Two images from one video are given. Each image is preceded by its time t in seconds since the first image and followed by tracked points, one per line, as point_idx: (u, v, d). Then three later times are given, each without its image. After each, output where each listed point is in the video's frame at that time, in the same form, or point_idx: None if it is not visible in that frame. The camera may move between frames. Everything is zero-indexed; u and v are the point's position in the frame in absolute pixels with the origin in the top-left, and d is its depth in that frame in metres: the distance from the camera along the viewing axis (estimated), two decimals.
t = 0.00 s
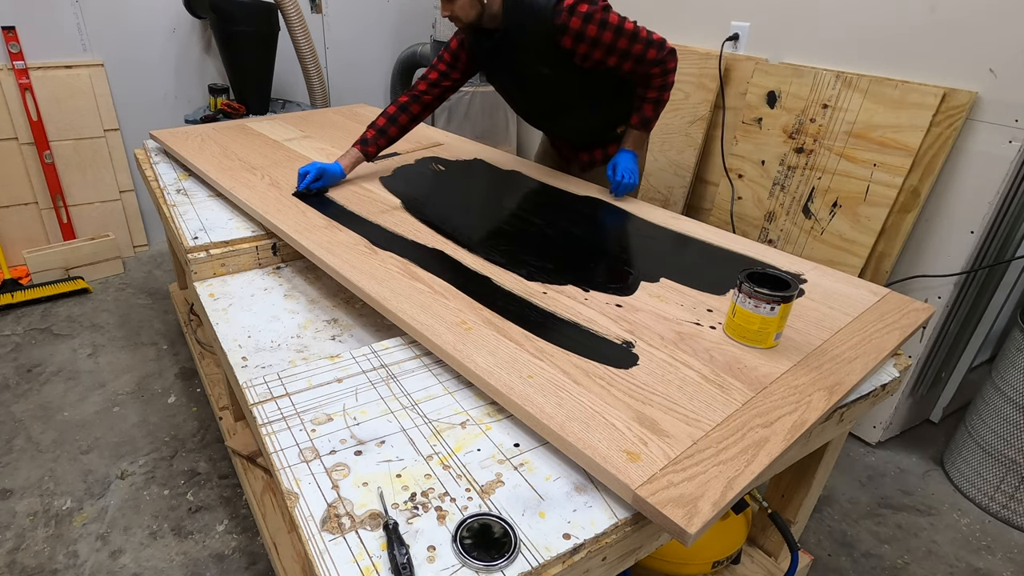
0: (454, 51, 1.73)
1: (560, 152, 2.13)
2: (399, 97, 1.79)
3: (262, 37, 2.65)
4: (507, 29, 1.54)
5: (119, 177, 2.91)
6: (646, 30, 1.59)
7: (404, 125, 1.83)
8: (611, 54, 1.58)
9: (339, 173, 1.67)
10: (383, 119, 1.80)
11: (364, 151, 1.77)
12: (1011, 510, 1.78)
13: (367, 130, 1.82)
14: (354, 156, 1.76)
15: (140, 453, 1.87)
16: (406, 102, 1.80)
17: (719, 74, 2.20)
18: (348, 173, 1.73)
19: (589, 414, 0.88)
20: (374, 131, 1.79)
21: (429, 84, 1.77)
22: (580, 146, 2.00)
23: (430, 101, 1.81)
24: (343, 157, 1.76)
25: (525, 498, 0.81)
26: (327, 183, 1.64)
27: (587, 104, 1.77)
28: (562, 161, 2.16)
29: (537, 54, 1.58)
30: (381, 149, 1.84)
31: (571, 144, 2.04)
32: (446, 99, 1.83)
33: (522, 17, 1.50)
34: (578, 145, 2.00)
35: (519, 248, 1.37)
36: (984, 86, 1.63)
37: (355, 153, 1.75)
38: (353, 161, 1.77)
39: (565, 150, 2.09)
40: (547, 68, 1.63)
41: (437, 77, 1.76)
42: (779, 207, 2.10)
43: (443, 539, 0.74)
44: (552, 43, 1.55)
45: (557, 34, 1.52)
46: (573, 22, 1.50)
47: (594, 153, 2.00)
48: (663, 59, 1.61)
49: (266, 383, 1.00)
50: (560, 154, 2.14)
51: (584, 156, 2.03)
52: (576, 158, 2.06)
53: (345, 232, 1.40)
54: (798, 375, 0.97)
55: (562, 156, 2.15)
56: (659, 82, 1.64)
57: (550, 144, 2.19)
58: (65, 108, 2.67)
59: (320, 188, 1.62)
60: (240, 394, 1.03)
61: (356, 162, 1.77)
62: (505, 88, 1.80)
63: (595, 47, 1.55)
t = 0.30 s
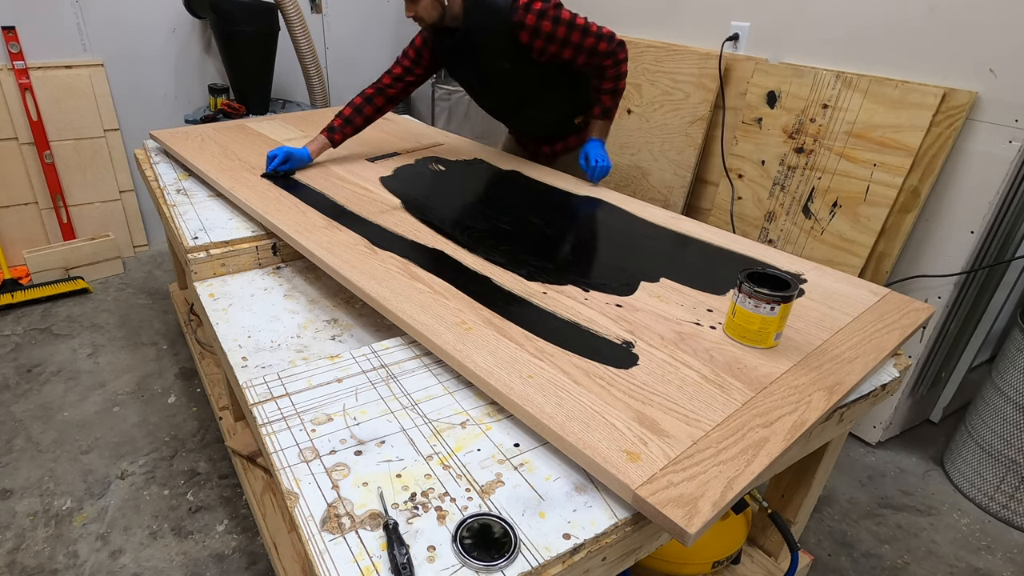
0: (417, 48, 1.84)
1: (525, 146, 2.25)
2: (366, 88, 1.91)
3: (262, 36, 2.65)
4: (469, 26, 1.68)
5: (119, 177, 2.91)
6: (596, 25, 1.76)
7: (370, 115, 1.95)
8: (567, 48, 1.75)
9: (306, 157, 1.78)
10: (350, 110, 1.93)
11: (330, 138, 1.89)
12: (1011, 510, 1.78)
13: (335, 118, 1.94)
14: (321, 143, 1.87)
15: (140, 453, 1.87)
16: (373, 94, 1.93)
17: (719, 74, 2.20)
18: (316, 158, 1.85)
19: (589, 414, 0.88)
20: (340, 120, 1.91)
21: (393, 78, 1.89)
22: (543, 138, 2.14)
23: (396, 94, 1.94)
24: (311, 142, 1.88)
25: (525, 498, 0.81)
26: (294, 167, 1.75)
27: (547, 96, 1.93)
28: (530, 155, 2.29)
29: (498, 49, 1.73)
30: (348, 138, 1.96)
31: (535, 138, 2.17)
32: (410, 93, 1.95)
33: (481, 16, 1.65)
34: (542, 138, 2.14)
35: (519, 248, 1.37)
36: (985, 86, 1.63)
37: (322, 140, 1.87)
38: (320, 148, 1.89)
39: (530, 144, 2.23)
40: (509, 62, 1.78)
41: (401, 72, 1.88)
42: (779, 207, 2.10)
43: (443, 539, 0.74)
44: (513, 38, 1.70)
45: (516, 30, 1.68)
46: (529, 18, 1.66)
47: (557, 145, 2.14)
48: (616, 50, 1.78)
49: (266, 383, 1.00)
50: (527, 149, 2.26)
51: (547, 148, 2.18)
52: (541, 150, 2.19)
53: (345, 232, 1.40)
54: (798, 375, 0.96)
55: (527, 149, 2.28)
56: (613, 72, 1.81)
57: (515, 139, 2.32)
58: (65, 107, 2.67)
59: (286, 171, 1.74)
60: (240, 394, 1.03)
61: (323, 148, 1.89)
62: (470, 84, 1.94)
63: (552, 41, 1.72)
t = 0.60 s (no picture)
0: (375, 46, 1.92)
1: (489, 131, 2.36)
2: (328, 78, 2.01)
3: (262, 36, 2.65)
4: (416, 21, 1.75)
5: (119, 177, 2.91)
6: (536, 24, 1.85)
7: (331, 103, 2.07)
8: (509, 45, 1.83)
9: (266, 138, 1.95)
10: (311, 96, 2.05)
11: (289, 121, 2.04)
12: (1011, 510, 1.78)
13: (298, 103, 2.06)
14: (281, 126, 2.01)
15: (140, 453, 1.87)
16: (333, 84, 2.02)
17: (719, 74, 2.20)
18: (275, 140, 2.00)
19: (589, 413, 0.88)
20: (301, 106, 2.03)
21: (352, 72, 1.98)
22: (505, 122, 2.24)
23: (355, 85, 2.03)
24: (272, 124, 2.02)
25: (525, 498, 0.81)
26: (253, 147, 1.92)
27: (497, 86, 2.02)
28: (495, 141, 2.39)
29: (445, 43, 1.80)
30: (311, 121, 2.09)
31: (498, 122, 2.27)
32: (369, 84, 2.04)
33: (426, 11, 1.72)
34: (503, 121, 2.24)
35: (518, 248, 1.37)
36: (984, 86, 1.63)
37: (282, 124, 2.00)
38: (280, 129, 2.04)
39: (495, 129, 2.32)
40: (457, 55, 1.85)
41: (360, 66, 1.97)
42: (779, 207, 2.10)
43: (442, 539, 0.74)
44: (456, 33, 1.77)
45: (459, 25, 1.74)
46: (472, 13, 1.73)
47: (520, 127, 2.24)
48: (553, 49, 1.88)
49: (266, 383, 1.00)
50: (491, 135, 2.37)
51: (510, 132, 2.27)
52: (505, 134, 2.29)
53: (345, 232, 1.40)
54: (798, 375, 0.97)
55: (491, 135, 2.38)
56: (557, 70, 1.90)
57: (480, 125, 2.42)
58: (65, 107, 2.67)
59: (246, 151, 1.91)
60: (240, 394, 1.03)
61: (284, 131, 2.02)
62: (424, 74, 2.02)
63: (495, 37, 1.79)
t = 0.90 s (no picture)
0: (360, 51, 2.00)
1: (482, 129, 2.37)
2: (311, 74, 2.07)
3: (262, 36, 2.65)
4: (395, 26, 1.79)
5: (119, 177, 2.91)
6: (514, 27, 1.84)
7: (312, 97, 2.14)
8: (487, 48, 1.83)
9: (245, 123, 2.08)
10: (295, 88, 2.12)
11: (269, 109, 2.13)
12: (1011, 510, 1.78)
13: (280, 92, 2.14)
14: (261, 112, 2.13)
15: (140, 453, 1.87)
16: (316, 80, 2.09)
17: (719, 74, 2.20)
18: (254, 124, 2.13)
19: (589, 413, 0.88)
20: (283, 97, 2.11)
21: (336, 73, 2.05)
22: (497, 118, 2.25)
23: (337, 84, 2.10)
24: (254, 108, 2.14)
25: (525, 498, 0.81)
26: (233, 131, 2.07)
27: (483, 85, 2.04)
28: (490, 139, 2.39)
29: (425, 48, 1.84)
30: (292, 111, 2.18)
31: (490, 118, 2.28)
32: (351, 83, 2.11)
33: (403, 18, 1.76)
34: (495, 118, 2.25)
35: (519, 248, 1.37)
36: (984, 86, 1.63)
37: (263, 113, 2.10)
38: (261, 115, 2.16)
39: (488, 127, 2.34)
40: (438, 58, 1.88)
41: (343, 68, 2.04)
42: (779, 207, 2.10)
43: (442, 539, 0.74)
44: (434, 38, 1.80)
45: (435, 31, 1.78)
46: (447, 19, 1.75)
47: (511, 124, 2.25)
48: (533, 49, 1.86)
49: (266, 383, 1.00)
50: (486, 133, 2.38)
51: (504, 129, 2.28)
52: (497, 131, 2.30)
53: (345, 232, 1.40)
54: (798, 375, 0.96)
55: (486, 134, 2.39)
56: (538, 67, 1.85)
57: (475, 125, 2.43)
58: (65, 108, 2.67)
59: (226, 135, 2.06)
60: (239, 394, 1.03)
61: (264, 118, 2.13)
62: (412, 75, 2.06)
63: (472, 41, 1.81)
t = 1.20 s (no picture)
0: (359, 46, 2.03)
1: (481, 130, 2.36)
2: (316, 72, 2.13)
3: (262, 36, 2.65)
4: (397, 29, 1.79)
5: (119, 177, 2.91)
6: (517, 26, 1.86)
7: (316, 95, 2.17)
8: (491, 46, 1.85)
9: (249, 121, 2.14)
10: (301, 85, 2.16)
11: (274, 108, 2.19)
12: (1011, 510, 1.78)
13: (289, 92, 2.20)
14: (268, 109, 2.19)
15: (140, 453, 1.87)
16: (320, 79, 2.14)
17: (719, 74, 2.20)
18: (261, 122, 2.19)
19: (590, 413, 0.88)
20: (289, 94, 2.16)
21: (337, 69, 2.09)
22: (496, 120, 2.24)
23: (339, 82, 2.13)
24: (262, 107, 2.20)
25: (525, 498, 0.81)
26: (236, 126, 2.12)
27: (484, 86, 2.05)
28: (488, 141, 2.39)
29: (428, 50, 1.85)
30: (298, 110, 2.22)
31: (489, 120, 2.28)
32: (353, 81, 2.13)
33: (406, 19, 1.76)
34: (494, 120, 2.25)
35: (519, 248, 1.37)
36: (984, 86, 1.63)
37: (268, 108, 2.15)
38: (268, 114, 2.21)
39: (486, 129, 2.33)
40: (440, 58, 1.88)
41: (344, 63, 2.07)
42: (779, 207, 2.10)
43: (443, 539, 0.74)
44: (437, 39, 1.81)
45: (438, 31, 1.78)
46: (450, 19, 1.76)
47: (511, 125, 2.24)
48: (537, 46, 1.89)
49: (266, 383, 1.00)
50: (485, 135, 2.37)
51: (502, 131, 2.28)
52: (496, 132, 2.30)
53: (345, 232, 1.40)
54: (798, 375, 0.96)
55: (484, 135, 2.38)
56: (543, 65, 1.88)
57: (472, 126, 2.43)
58: (65, 108, 2.67)
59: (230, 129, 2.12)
60: (239, 394, 1.03)
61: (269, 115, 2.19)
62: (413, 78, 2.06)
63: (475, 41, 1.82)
